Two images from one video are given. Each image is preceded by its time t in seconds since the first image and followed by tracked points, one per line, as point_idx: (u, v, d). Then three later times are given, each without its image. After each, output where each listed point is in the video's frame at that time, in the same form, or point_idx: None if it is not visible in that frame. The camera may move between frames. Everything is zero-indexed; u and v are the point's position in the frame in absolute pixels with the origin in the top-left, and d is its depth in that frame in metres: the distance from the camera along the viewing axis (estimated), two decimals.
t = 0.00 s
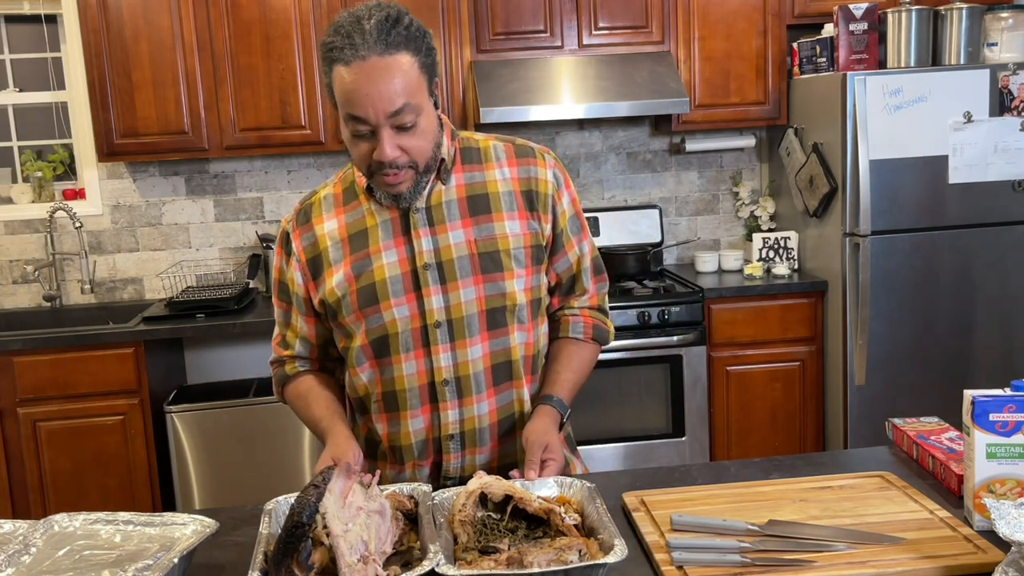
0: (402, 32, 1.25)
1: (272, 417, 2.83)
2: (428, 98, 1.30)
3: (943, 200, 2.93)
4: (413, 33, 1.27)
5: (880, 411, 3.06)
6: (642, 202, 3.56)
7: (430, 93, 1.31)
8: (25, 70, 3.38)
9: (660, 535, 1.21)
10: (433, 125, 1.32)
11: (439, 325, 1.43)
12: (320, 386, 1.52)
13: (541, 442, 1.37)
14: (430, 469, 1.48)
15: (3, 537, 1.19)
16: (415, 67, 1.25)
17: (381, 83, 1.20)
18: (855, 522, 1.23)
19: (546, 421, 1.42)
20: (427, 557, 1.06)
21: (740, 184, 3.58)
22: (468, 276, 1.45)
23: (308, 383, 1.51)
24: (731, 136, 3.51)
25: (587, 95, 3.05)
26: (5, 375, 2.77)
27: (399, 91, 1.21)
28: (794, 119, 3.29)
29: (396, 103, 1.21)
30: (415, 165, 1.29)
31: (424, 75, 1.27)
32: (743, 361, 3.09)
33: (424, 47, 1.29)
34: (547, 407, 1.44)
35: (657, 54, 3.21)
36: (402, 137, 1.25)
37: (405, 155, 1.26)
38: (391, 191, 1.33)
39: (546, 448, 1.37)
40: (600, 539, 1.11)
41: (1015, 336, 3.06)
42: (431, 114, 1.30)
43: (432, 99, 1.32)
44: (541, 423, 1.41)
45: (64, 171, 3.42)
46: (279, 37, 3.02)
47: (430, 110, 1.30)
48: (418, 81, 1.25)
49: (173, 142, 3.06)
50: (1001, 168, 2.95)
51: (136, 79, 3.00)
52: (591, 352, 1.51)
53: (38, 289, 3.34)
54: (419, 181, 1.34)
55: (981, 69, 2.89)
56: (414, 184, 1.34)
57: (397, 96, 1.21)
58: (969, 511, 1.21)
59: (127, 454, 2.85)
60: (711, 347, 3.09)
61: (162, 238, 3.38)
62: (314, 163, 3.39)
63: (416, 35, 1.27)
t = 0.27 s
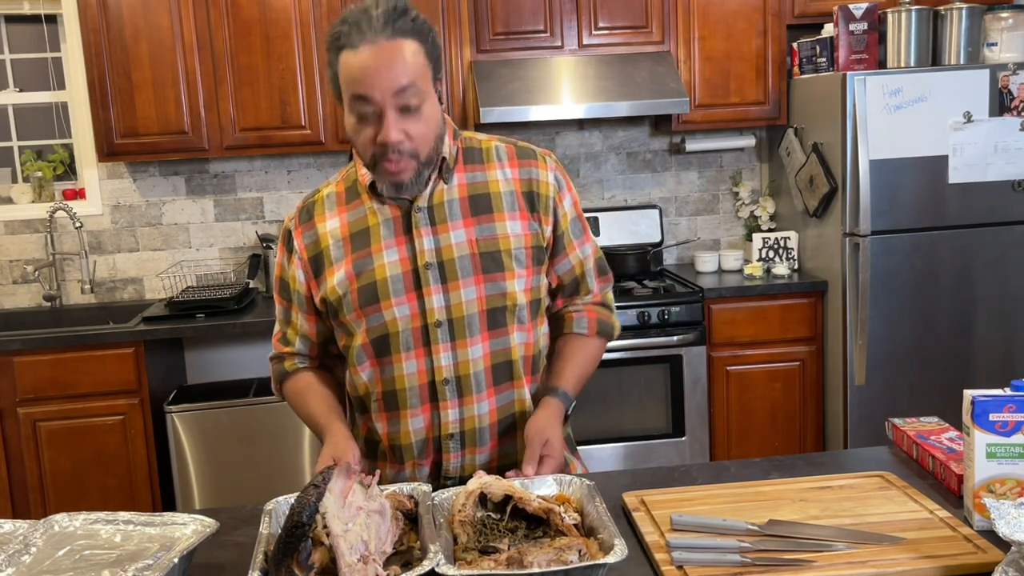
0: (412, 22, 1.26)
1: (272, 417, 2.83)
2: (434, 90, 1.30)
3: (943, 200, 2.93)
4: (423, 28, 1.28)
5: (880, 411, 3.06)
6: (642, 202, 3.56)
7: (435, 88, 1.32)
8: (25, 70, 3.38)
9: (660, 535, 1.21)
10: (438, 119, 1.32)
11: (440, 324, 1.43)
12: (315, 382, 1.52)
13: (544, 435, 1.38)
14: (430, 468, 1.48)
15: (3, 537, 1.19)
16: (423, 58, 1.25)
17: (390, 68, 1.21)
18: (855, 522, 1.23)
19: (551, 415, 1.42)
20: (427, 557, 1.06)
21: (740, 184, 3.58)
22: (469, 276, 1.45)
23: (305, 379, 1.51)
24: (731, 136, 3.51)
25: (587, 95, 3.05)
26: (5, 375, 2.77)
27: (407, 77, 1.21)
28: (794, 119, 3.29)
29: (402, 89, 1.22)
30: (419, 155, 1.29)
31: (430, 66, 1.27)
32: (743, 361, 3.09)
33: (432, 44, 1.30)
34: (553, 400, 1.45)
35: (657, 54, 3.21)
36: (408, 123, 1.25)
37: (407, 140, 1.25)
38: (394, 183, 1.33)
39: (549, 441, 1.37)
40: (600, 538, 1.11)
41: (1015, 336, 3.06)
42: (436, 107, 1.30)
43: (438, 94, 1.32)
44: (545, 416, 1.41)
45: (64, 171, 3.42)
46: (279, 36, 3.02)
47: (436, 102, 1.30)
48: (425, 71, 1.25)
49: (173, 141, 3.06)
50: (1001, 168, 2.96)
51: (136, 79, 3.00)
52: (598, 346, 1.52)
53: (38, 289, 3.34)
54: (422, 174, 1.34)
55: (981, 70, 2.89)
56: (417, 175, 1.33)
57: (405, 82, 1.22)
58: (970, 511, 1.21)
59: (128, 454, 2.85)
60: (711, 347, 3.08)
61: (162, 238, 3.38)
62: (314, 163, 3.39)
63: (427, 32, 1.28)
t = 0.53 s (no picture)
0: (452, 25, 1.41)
1: (272, 416, 2.83)
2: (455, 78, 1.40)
3: (943, 200, 2.93)
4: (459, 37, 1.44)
5: (880, 411, 3.06)
6: (642, 202, 3.56)
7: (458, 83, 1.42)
8: (25, 70, 3.38)
9: (660, 535, 1.21)
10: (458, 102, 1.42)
11: (446, 315, 1.44)
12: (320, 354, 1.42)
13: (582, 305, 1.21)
14: (429, 461, 1.46)
15: (3, 537, 1.19)
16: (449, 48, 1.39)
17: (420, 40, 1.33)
18: (855, 522, 1.23)
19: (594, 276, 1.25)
20: (427, 557, 1.06)
21: (740, 184, 3.57)
22: (477, 268, 1.45)
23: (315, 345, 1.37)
24: (731, 136, 3.51)
25: (587, 95, 3.05)
26: (5, 375, 2.77)
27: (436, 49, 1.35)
28: (794, 119, 3.29)
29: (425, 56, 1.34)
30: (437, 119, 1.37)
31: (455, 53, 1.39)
32: (743, 361, 3.09)
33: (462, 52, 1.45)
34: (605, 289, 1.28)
35: (657, 54, 3.21)
36: (423, 85, 1.35)
37: (425, 103, 1.35)
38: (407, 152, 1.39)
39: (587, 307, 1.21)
40: (599, 538, 1.11)
41: (1016, 336, 3.06)
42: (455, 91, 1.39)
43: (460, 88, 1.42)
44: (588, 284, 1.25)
45: (64, 171, 3.42)
46: (279, 36, 3.02)
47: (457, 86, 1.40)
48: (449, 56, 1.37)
49: (173, 141, 3.06)
50: (1001, 168, 2.96)
51: (136, 79, 3.00)
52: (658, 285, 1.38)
53: (38, 289, 3.34)
54: (438, 146, 1.40)
55: (981, 69, 2.89)
56: (432, 146, 1.39)
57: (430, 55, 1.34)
58: (969, 511, 1.21)
59: (127, 454, 2.85)
60: (711, 347, 3.08)
61: (162, 238, 3.38)
62: (314, 163, 3.39)
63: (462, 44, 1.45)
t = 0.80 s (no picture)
0: (471, 25, 1.37)
1: (272, 416, 2.83)
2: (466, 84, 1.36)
3: (943, 200, 2.93)
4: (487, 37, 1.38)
5: (880, 411, 3.06)
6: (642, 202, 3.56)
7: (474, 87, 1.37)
8: (25, 70, 3.38)
9: (659, 535, 1.21)
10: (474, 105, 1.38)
11: (463, 313, 1.45)
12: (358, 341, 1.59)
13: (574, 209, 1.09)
14: (441, 453, 1.48)
15: (3, 537, 1.19)
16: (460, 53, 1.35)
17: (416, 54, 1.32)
18: (855, 522, 1.23)
19: (592, 207, 1.17)
20: (427, 557, 1.06)
21: (740, 184, 3.58)
22: (497, 270, 1.44)
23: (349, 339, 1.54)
24: (731, 136, 3.51)
25: (587, 95, 3.05)
26: (5, 375, 2.77)
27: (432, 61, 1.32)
28: (794, 119, 3.29)
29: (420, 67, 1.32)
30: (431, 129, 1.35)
31: (464, 57, 1.35)
32: (743, 361, 3.09)
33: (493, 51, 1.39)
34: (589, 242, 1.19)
35: (657, 54, 3.21)
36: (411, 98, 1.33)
37: (411, 116, 1.33)
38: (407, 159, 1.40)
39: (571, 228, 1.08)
40: (599, 538, 1.11)
41: (1016, 336, 3.06)
42: (462, 97, 1.35)
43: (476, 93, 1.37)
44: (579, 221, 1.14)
45: (64, 171, 3.42)
46: (279, 37, 3.03)
47: (467, 91, 1.36)
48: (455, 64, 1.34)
49: (173, 141, 3.06)
50: (1001, 168, 2.96)
51: (137, 79, 3.00)
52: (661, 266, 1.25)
53: (38, 289, 3.34)
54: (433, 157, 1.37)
55: (981, 69, 2.89)
56: (427, 157, 1.39)
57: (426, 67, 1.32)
58: (969, 511, 1.21)
59: (127, 454, 2.85)
60: (711, 347, 3.08)
61: (162, 238, 3.38)
62: (314, 163, 3.39)
63: (492, 41, 1.39)
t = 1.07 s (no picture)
0: (476, 32, 1.35)
1: (272, 417, 2.83)
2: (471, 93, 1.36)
3: (943, 200, 2.94)
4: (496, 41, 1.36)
5: (880, 411, 3.06)
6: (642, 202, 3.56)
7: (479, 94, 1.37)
8: (25, 70, 3.38)
9: (659, 535, 1.21)
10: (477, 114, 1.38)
11: (466, 319, 1.47)
12: (422, 328, 1.77)
13: (524, 416, 1.25)
14: (450, 447, 1.55)
15: (3, 537, 1.19)
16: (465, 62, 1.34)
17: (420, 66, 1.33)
18: (855, 522, 1.23)
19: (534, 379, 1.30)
20: (427, 557, 1.06)
21: (740, 184, 3.58)
22: (494, 282, 1.44)
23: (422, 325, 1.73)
24: (731, 136, 3.51)
25: (588, 95, 3.05)
26: (6, 375, 2.77)
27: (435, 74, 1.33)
28: (794, 119, 3.29)
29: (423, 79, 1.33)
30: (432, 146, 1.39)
31: (467, 66, 1.34)
32: (743, 361, 3.09)
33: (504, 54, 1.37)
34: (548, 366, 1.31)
35: (657, 54, 3.21)
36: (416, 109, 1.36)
37: (415, 125, 1.37)
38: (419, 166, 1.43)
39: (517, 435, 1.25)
40: (599, 538, 1.11)
41: (1016, 336, 3.06)
42: (465, 107, 1.36)
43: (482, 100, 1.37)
44: (533, 372, 1.30)
45: (64, 171, 3.42)
46: (279, 37, 3.03)
47: (472, 100, 1.36)
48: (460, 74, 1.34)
49: (173, 141, 3.06)
50: (1001, 168, 2.96)
51: (136, 79, 3.00)
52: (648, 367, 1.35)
53: (38, 289, 3.34)
54: (440, 165, 1.41)
55: (981, 69, 2.89)
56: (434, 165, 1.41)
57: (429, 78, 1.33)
58: (969, 511, 1.21)
59: (127, 454, 2.85)
60: (711, 347, 3.08)
61: (162, 238, 3.38)
62: (314, 163, 3.39)
63: (501, 45, 1.36)
